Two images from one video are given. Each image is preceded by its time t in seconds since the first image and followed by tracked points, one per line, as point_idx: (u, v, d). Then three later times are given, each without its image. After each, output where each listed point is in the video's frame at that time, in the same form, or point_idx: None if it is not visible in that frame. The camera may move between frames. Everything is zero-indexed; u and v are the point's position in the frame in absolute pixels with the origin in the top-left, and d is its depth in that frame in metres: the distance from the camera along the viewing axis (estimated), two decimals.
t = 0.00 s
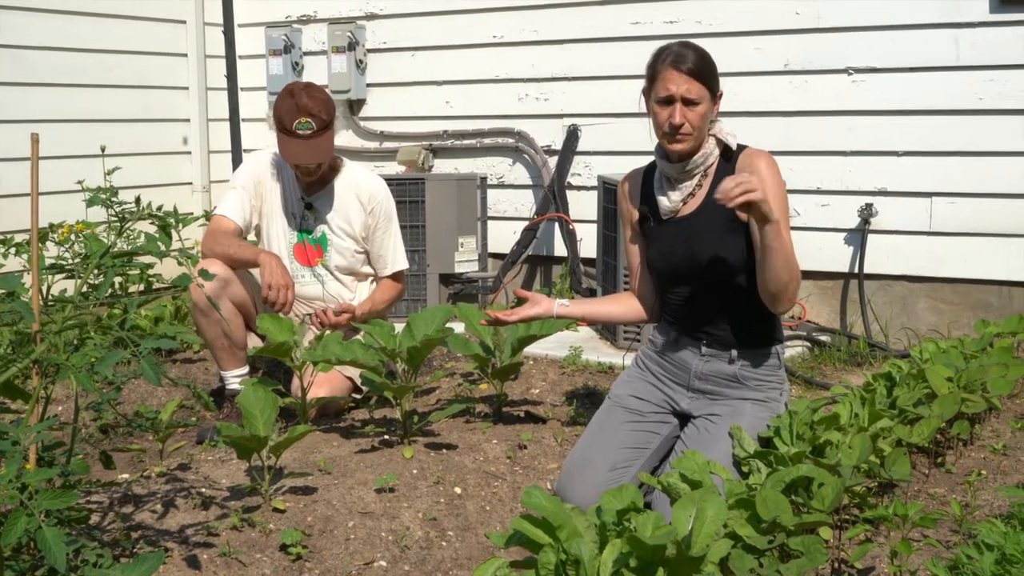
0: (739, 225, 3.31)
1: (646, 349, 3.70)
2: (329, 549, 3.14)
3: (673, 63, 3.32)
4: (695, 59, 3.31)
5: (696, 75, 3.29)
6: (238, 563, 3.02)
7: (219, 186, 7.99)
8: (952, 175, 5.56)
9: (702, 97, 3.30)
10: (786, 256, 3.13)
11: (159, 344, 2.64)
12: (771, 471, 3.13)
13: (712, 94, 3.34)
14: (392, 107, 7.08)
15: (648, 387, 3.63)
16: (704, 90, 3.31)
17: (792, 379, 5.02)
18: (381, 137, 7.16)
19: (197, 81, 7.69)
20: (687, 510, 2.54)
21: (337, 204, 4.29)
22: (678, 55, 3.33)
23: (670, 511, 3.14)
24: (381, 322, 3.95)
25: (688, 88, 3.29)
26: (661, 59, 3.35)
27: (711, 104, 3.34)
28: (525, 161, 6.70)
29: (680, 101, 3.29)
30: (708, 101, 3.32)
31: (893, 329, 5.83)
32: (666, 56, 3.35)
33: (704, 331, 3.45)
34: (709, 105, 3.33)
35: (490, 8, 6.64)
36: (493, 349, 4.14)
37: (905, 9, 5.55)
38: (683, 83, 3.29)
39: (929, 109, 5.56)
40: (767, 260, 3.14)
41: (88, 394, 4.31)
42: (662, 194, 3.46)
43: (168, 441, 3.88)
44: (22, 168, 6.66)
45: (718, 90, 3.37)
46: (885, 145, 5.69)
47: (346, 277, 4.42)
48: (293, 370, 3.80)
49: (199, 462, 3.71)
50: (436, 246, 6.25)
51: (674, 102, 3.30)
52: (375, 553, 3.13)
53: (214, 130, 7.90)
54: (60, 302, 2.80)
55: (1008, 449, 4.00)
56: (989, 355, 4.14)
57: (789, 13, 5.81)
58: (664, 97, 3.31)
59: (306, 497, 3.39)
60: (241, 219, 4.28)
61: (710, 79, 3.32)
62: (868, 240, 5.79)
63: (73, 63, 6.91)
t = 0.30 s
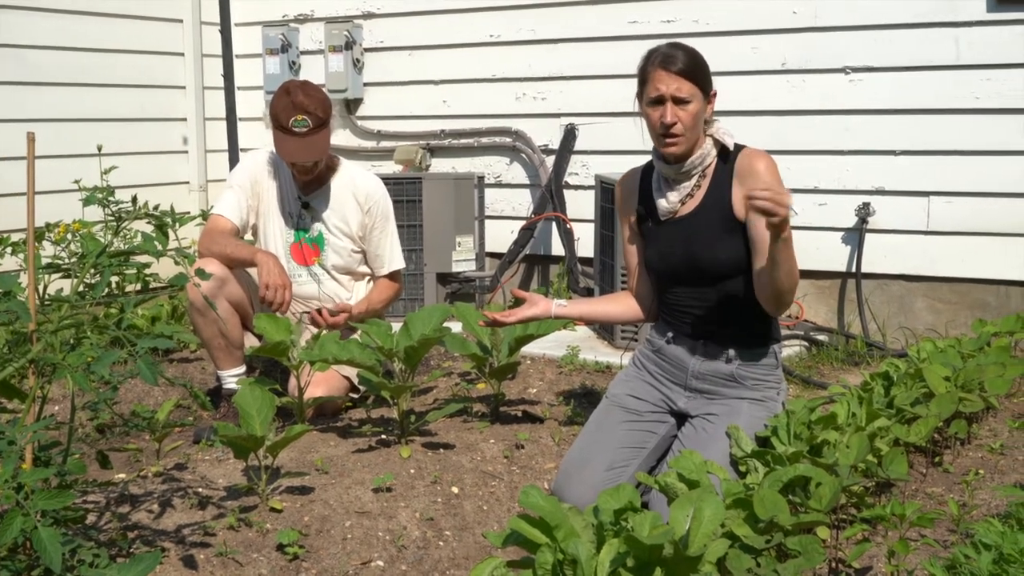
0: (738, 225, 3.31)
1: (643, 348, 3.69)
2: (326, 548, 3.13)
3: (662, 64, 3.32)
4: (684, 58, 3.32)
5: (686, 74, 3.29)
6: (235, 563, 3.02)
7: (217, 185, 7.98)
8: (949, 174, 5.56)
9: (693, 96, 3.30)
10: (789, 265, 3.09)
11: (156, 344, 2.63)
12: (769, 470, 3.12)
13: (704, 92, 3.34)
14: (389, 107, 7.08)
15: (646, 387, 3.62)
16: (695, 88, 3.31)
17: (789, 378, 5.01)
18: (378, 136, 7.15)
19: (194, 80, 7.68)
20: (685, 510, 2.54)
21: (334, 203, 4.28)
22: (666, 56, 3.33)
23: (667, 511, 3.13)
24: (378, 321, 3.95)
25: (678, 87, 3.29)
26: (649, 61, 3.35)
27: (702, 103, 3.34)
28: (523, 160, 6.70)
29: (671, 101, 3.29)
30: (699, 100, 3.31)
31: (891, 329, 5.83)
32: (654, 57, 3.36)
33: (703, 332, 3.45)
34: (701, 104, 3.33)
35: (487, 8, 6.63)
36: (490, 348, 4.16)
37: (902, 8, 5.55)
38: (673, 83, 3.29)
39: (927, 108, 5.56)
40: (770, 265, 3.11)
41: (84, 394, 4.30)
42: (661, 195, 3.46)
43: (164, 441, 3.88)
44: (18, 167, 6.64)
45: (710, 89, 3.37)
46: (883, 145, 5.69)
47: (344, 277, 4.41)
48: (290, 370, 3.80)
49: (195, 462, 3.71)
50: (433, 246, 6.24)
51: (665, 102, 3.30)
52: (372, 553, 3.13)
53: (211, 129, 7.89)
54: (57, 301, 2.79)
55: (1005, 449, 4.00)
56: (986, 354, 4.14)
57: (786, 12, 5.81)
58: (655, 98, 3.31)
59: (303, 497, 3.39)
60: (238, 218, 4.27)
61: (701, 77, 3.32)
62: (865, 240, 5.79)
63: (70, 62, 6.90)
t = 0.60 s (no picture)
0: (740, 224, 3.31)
1: (644, 347, 3.70)
2: (326, 547, 3.13)
3: (660, 62, 3.32)
4: (682, 55, 3.32)
5: (684, 72, 3.30)
6: (235, 562, 3.02)
7: (217, 184, 7.98)
8: (950, 173, 5.56)
9: (692, 92, 3.31)
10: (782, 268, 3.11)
11: (156, 343, 2.63)
12: (768, 469, 3.13)
13: (703, 88, 3.34)
14: (389, 106, 7.08)
15: (646, 386, 3.63)
16: (695, 86, 3.32)
17: (789, 377, 5.01)
18: (379, 135, 7.15)
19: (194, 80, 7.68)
20: (685, 509, 2.54)
21: (335, 204, 4.28)
22: (664, 54, 3.33)
23: (667, 510, 3.14)
24: (379, 320, 3.95)
25: (677, 85, 3.30)
26: (648, 59, 3.35)
27: (702, 100, 3.34)
28: (523, 159, 6.70)
29: (670, 100, 3.30)
30: (698, 96, 3.32)
31: (891, 327, 5.83)
32: (653, 55, 3.36)
33: (703, 331, 3.46)
34: (701, 100, 3.33)
35: (487, 6, 6.63)
36: (490, 347, 4.18)
37: (902, 7, 5.56)
38: (672, 82, 3.30)
39: (927, 107, 5.56)
40: (763, 268, 3.12)
41: (84, 393, 4.30)
42: (662, 192, 3.46)
43: (165, 440, 3.88)
44: (18, 167, 6.65)
45: (709, 84, 3.37)
46: (883, 143, 5.69)
47: (346, 276, 4.43)
48: (291, 368, 3.80)
49: (196, 461, 3.71)
50: (433, 244, 6.25)
51: (665, 101, 3.30)
52: (372, 552, 3.13)
53: (212, 129, 7.90)
54: (57, 301, 2.80)
55: (1005, 447, 4.00)
56: (986, 353, 4.14)
57: (787, 11, 5.81)
58: (655, 97, 3.32)
59: (303, 496, 3.39)
60: (237, 217, 4.28)
61: (699, 74, 3.32)
62: (865, 239, 5.79)
63: (70, 61, 6.90)
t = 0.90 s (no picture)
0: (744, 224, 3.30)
1: (645, 346, 3.69)
2: (327, 547, 3.13)
3: (648, 61, 3.32)
4: (670, 52, 3.31)
5: (670, 70, 3.28)
6: (236, 561, 3.02)
7: (218, 183, 7.98)
8: (951, 171, 5.56)
9: (679, 89, 3.29)
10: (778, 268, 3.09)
11: (156, 342, 2.63)
12: (769, 468, 3.12)
13: (693, 84, 3.31)
14: (390, 105, 7.07)
15: (647, 384, 3.63)
16: (682, 83, 3.29)
17: (790, 376, 5.01)
18: (379, 134, 7.15)
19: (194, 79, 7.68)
20: (685, 508, 2.54)
21: (340, 199, 4.30)
22: (649, 53, 3.33)
23: (668, 509, 3.13)
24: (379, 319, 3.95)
25: (661, 84, 3.29)
26: (639, 58, 3.35)
27: (691, 94, 3.31)
28: (523, 158, 6.69)
29: (656, 99, 3.30)
30: (686, 93, 3.29)
31: (892, 326, 5.82)
32: (642, 54, 3.36)
33: (704, 330, 3.46)
34: (691, 96, 3.31)
35: (487, 5, 6.63)
36: (491, 347, 4.14)
37: (902, 5, 5.55)
38: (655, 81, 3.29)
39: (928, 105, 5.56)
40: (760, 269, 3.11)
41: (84, 392, 4.30)
42: (667, 189, 3.46)
43: (165, 439, 3.88)
44: (18, 166, 6.65)
45: (703, 78, 3.33)
46: (884, 141, 5.68)
47: (350, 273, 4.44)
48: (291, 368, 3.79)
49: (196, 460, 3.71)
50: (434, 243, 6.24)
51: (651, 100, 3.30)
52: (373, 551, 3.13)
53: (212, 128, 7.89)
54: (57, 300, 2.79)
55: (1007, 446, 4.00)
56: (988, 351, 4.13)
57: (787, 9, 5.80)
58: (642, 96, 3.33)
59: (304, 495, 3.38)
60: (237, 216, 4.25)
61: (687, 69, 3.29)
62: (866, 237, 5.78)
63: (70, 61, 6.89)
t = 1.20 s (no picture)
0: (750, 225, 3.30)
1: (648, 345, 3.69)
2: (330, 546, 3.13)
3: (627, 68, 3.37)
4: (642, 60, 3.32)
5: (636, 79, 3.30)
6: (239, 561, 3.02)
7: (220, 183, 7.98)
8: (954, 170, 5.55)
9: (645, 97, 3.30)
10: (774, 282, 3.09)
11: (158, 342, 2.63)
12: (772, 467, 3.13)
13: (661, 89, 3.28)
14: (392, 105, 7.07)
15: (651, 384, 3.62)
16: (650, 90, 3.29)
17: (793, 375, 5.00)
18: (382, 134, 7.15)
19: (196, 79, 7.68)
20: (688, 508, 2.54)
21: (345, 197, 4.32)
22: (631, 61, 3.37)
23: (671, 508, 3.14)
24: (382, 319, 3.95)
25: (632, 92, 3.33)
26: (626, 64, 3.39)
27: (664, 97, 3.29)
28: (526, 157, 6.68)
29: (631, 108, 3.36)
30: (653, 100, 3.29)
31: (895, 324, 5.81)
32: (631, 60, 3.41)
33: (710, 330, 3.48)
34: (661, 101, 3.29)
35: (489, 5, 6.62)
36: (494, 346, 4.10)
37: (905, 4, 5.54)
38: (628, 88, 3.34)
39: (931, 104, 5.55)
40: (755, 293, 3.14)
41: (86, 393, 4.30)
42: (670, 189, 3.45)
43: (168, 439, 3.88)
44: (21, 166, 6.65)
45: (674, 80, 3.28)
46: (886, 140, 5.68)
47: (354, 271, 4.45)
48: (294, 368, 3.78)
49: (199, 460, 3.71)
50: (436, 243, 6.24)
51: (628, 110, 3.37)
52: (376, 551, 3.13)
53: (214, 128, 7.89)
54: (60, 300, 2.79)
55: (1010, 445, 3.99)
56: (991, 350, 4.12)
57: (790, 8, 5.79)
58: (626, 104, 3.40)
59: (307, 495, 3.38)
60: (240, 216, 4.24)
61: (652, 76, 3.28)
62: (870, 236, 5.78)
63: (72, 61, 6.90)
